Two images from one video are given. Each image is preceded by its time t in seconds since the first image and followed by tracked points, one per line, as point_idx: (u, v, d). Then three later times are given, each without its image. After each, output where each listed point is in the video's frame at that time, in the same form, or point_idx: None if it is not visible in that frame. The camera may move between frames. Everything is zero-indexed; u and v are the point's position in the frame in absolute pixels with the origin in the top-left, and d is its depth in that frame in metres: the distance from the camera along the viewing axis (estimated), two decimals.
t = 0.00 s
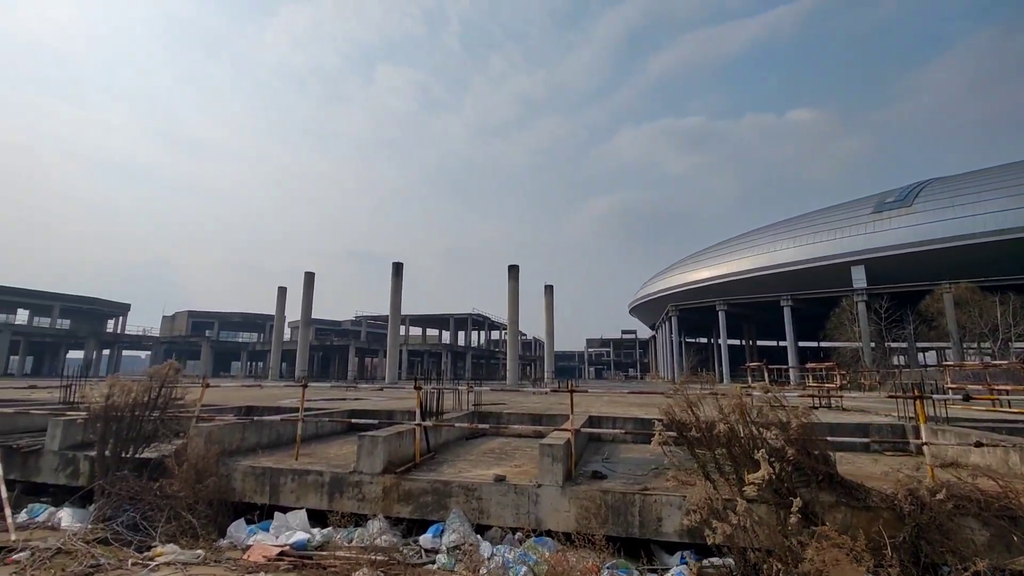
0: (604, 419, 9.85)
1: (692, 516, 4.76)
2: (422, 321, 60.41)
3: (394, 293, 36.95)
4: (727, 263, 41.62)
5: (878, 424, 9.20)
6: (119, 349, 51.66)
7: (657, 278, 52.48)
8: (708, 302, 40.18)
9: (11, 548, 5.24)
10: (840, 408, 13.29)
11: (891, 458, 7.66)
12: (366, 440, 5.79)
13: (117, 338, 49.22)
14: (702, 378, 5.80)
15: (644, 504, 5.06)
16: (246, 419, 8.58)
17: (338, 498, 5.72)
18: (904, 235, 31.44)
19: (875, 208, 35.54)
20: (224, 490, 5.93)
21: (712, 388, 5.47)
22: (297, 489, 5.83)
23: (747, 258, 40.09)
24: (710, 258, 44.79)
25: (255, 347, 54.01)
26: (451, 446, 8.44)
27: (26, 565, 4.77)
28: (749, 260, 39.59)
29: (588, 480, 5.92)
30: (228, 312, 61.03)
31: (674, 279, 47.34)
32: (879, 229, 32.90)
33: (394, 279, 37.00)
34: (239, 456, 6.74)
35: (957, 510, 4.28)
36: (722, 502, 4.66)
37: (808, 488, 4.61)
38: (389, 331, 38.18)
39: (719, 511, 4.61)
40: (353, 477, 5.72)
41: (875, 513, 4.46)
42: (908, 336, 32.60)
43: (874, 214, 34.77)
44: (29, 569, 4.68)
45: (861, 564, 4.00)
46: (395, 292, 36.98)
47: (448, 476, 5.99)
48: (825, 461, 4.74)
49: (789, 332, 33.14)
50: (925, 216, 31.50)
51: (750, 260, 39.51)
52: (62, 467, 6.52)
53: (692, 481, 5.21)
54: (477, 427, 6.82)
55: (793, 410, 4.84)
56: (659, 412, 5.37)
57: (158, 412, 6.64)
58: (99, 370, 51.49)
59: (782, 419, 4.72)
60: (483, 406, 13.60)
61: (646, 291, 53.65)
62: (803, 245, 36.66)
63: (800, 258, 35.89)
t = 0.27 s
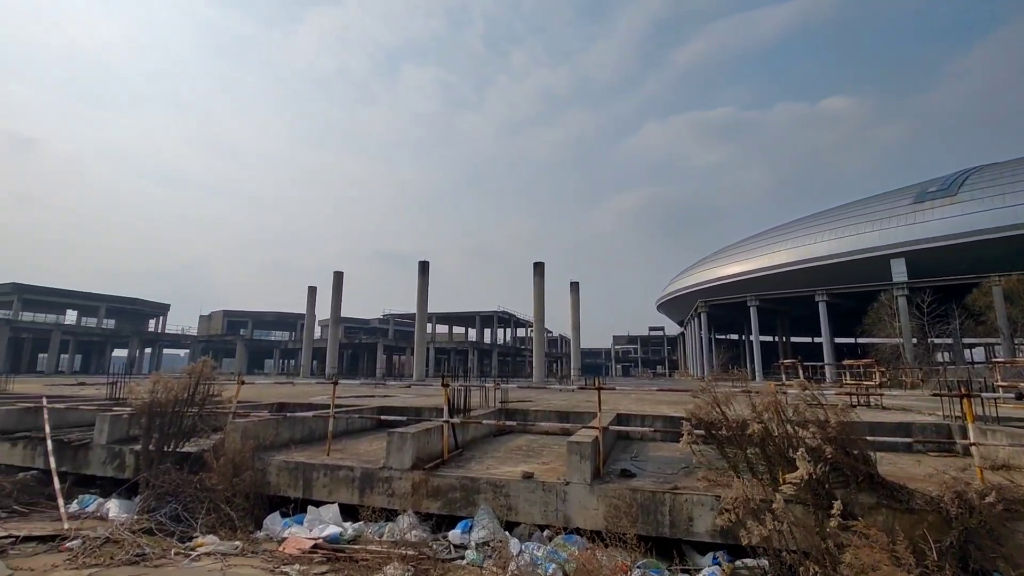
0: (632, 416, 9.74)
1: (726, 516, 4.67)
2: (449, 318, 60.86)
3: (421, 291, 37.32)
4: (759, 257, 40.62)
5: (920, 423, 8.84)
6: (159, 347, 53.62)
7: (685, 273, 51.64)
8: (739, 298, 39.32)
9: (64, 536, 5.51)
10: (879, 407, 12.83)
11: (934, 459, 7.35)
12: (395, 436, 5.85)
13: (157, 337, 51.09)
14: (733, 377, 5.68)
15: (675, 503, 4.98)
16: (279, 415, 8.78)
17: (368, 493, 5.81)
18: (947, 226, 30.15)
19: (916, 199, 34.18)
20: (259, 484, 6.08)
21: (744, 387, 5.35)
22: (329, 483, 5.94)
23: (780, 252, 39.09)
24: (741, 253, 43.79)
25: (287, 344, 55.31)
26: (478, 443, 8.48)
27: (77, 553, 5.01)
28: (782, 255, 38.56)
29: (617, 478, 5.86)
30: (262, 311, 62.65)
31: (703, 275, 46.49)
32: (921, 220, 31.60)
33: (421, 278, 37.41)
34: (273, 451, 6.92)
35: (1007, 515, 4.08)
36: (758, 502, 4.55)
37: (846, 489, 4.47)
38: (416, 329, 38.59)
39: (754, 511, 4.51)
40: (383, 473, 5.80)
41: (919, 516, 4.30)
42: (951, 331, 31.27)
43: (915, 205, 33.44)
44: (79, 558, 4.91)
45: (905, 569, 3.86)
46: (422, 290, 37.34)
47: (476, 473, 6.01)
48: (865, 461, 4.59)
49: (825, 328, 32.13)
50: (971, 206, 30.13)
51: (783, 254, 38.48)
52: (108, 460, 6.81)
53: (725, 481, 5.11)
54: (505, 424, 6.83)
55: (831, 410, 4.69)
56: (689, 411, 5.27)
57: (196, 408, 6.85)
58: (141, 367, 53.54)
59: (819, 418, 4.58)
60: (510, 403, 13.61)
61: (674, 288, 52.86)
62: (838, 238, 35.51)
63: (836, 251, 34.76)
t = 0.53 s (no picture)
0: (662, 414, 9.61)
1: (760, 516, 4.56)
2: (475, 316, 61.18)
3: (447, 289, 37.60)
4: (792, 251, 39.56)
5: (967, 422, 8.45)
6: (197, 345, 55.46)
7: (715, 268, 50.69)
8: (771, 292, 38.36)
9: (113, 526, 5.76)
10: (923, 404, 12.33)
11: (983, 459, 7.02)
12: (424, 433, 5.91)
13: (195, 335, 52.84)
14: (767, 374, 5.54)
15: (707, 502, 4.89)
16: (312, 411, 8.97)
17: (399, 488, 5.88)
18: (995, 215, 28.79)
19: (960, 187, 32.73)
20: (294, 478, 6.23)
21: (778, 384, 5.22)
22: (360, 478, 6.03)
23: (814, 245, 37.96)
24: (772, 247, 42.80)
25: (319, 342, 56.51)
26: (506, 440, 8.50)
27: (125, 542, 5.23)
28: (817, 248, 37.45)
29: (647, 476, 5.79)
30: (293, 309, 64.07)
31: (734, 269, 45.54)
32: (966, 209, 30.25)
33: (447, 275, 37.66)
34: (306, 446, 7.08)
35: None
36: (793, 502, 4.43)
37: (888, 490, 4.30)
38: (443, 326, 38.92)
39: (789, 511, 4.40)
40: (413, 468, 5.86)
41: (967, 520, 4.11)
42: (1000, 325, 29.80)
43: (959, 193, 32.03)
44: (127, 546, 5.13)
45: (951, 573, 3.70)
46: (449, 288, 37.60)
47: (504, 469, 6.02)
48: (908, 461, 4.41)
49: (863, 323, 31.06)
50: (1020, 193, 28.74)
51: (818, 247, 37.36)
52: (152, 453, 7.07)
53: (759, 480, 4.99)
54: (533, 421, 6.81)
55: (871, 407, 4.52)
56: (721, 409, 5.17)
57: (231, 403, 7.04)
58: (181, 365, 55.49)
59: (859, 416, 4.42)
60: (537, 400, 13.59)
61: (704, 283, 51.95)
62: (877, 229, 34.28)
63: (875, 243, 33.57)
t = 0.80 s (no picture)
0: (691, 412, 9.44)
1: (794, 517, 4.43)
2: (501, 313, 61.32)
3: (473, 287, 37.79)
4: (827, 245, 38.41)
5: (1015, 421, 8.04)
6: (232, 344, 57.12)
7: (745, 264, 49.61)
8: (805, 288, 37.32)
9: (156, 517, 5.97)
10: (967, 402, 11.82)
11: None
12: (451, 430, 5.94)
13: (230, 334, 54.42)
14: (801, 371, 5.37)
15: (739, 502, 4.77)
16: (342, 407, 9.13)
17: (427, 484, 5.93)
18: None
19: (1007, 174, 31.24)
20: (325, 473, 6.34)
21: (813, 382, 5.05)
22: (390, 474, 6.10)
23: (850, 238, 36.75)
24: (806, 241, 41.63)
25: (348, 340, 57.51)
26: (533, 437, 8.48)
27: (168, 533, 5.42)
28: (853, 241, 36.27)
29: (676, 475, 5.69)
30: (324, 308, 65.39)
31: (765, 264, 44.48)
32: (1014, 198, 28.85)
33: (473, 274, 37.82)
34: (337, 442, 7.20)
35: None
36: (830, 503, 4.27)
37: (932, 492, 4.10)
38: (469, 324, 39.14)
39: (825, 512, 4.25)
40: (441, 465, 5.90)
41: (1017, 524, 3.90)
42: None
43: (1006, 181, 30.58)
44: (170, 537, 5.31)
45: None
46: (474, 286, 37.77)
47: (531, 467, 6.00)
48: (953, 462, 4.20)
49: (903, 317, 29.93)
50: None
51: (854, 240, 36.16)
52: (191, 448, 7.31)
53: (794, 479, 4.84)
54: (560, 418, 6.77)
55: (913, 405, 4.31)
56: (754, 407, 5.04)
57: (265, 400, 7.20)
58: (217, 363, 57.24)
59: (900, 414, 4.23)
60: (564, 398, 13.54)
61: (734, 278, 50.91)
62: (917, 220, 32.99)
63: (915, 235, 32.31)
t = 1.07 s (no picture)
0: (720, 412, 9.26)
1: (829, 521, 4.29)
2: (526, 313, 61.26)
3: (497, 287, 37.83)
4: (860, 241, 37.15)
5: None
6: (263, 344, 58.46)
7: (774, 261, 48.39)
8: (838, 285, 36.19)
9: (194, 512, 6.14)
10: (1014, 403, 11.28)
11: None
12: (477, 429, 5.94)
13: (261, 335, 55.73)
14: (836, 371, 5.19)
15: (771, 505, 4.65)
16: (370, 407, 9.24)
17: (453, 483, 5.95)
18: None
19: None
20: (353, 471, 6.41)
21: (848, 382, 4.89)
22: (416, 473, 6.14)
23: (885, 234, 35.46)
24: (838, 237, 40.41)
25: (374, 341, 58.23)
26: (559, 437, 8.44)
27: (205, 528, 5.58)
28: (888, 236, 35.01)
29: (706, 476, 5.58)
30: (351, 309, 66.37)
31: (795, 262, 43.28)
32: None
33: (497, 274, 37.88)
34: (364, 441, 7.28)
35: None
36: (866, 508, 4.15)
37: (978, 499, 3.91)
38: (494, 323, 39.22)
39: (861, 517, 4.10)
40: (467, 464, 5.91)
41: None
42: None
43: None
44: (207, 531, 5.47)
45: None
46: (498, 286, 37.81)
47: (556, 467, 5.97)
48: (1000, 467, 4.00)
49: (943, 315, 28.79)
50: None
51: (890, 236, 34.89)
52: (226, 445, 7.50)
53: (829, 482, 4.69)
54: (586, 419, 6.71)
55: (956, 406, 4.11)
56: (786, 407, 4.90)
57: (296, 399, 7.34)
58: (249, 363, 58.65)
59: (942, 415, 4.03)
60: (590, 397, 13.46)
61: (763, 277, 49.72)
62: (956, 214, 31.67)
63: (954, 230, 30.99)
